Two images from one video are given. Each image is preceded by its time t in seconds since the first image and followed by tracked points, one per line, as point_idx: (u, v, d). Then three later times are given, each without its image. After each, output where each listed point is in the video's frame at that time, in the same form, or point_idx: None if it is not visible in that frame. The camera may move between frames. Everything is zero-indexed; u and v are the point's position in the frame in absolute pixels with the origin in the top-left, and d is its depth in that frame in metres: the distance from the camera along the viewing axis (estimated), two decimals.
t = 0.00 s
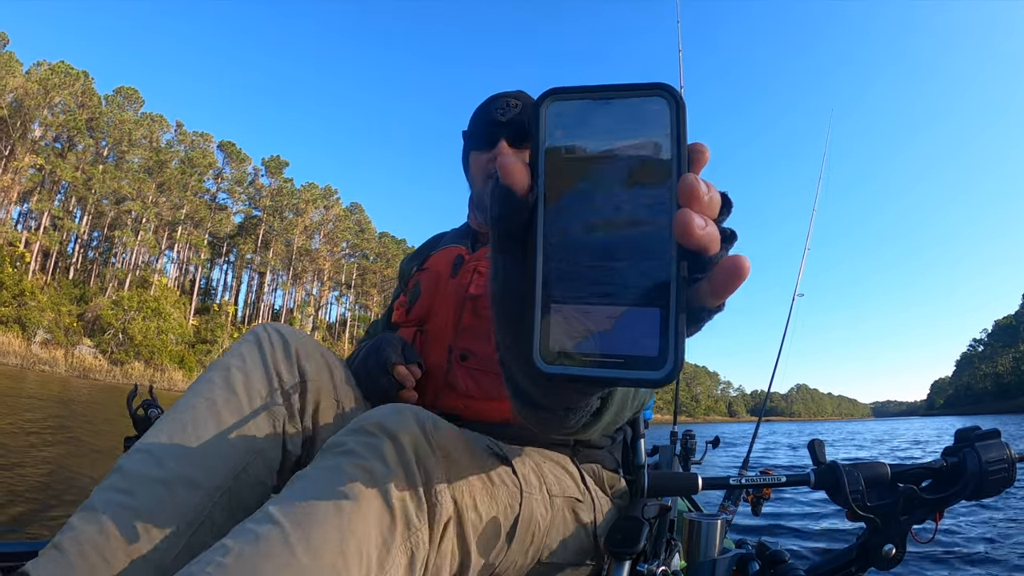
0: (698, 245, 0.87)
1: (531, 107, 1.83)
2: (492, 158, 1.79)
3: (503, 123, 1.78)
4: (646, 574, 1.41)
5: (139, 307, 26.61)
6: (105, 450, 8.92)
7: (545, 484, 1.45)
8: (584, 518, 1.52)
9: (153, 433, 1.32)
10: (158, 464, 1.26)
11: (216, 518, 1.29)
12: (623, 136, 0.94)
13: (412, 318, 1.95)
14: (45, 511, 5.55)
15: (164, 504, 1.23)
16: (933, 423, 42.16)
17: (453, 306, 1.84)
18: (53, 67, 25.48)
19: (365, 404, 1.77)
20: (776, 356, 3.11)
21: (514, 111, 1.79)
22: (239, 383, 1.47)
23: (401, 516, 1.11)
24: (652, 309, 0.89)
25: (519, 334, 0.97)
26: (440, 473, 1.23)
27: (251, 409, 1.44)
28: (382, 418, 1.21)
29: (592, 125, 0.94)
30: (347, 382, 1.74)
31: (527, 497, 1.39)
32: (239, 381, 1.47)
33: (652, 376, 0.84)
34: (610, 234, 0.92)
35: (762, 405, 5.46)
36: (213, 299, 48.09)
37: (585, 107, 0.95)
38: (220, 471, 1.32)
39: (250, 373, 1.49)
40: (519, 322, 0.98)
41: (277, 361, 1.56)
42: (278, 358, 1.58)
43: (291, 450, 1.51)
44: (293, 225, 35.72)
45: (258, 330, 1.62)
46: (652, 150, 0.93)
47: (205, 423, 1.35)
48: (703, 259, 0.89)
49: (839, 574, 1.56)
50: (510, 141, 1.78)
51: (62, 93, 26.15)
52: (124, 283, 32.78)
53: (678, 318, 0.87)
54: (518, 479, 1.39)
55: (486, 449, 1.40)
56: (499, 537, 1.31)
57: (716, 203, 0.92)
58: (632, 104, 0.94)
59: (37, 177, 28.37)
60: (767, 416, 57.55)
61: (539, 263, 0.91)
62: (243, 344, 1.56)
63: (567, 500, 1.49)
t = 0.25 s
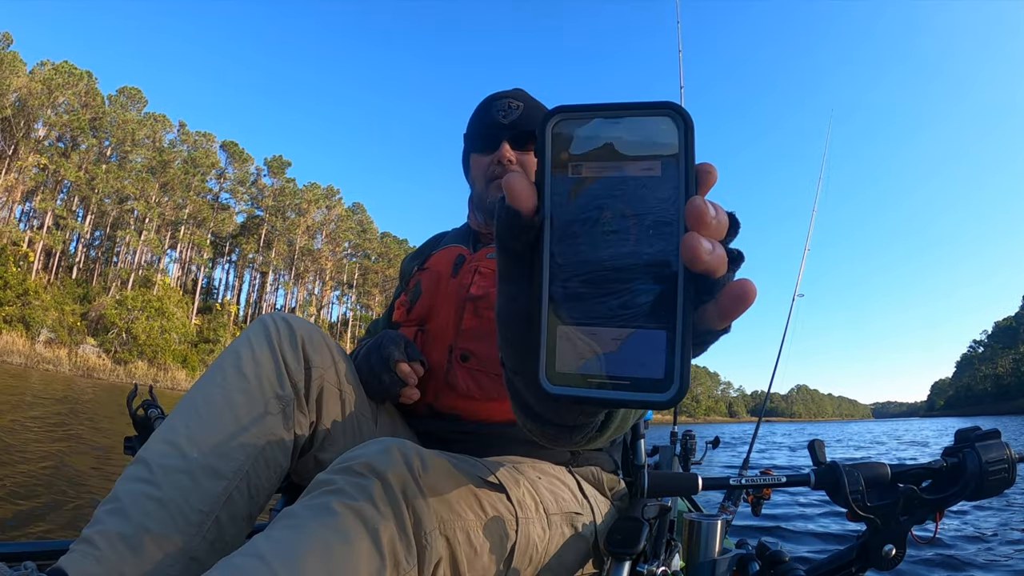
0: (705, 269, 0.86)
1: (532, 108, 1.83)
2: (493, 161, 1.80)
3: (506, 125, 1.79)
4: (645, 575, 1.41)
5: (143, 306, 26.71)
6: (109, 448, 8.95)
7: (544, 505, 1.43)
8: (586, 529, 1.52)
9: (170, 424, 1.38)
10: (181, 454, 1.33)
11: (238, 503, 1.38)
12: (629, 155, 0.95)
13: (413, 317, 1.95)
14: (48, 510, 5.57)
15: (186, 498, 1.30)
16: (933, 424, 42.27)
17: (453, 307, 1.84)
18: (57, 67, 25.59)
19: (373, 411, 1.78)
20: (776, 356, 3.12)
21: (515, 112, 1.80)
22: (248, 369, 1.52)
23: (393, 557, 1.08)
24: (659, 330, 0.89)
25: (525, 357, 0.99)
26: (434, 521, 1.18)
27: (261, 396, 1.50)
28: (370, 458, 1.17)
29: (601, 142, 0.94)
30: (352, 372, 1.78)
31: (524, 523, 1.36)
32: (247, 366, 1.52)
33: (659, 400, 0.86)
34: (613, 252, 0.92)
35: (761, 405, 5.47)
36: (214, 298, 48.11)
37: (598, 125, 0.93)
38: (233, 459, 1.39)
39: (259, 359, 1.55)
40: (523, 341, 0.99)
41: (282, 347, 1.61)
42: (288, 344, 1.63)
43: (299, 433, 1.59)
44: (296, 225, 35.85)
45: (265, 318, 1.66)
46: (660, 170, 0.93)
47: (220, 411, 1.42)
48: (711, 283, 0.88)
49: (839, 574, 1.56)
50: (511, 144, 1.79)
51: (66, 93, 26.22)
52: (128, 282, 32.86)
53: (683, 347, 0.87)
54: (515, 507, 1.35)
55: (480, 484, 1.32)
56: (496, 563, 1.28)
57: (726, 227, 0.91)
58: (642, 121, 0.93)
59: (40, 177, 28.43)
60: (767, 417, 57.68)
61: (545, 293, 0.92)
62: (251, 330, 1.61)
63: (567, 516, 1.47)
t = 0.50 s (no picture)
0: (689, 260, 0.86)
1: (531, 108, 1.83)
2: (491, 161, 1.81)
3: (504, 126, 1.79)
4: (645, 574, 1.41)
5: (147, 306, 26.75)
6: (113, 447, 8.98)
7: (541, 506, 1.42)
8: (583, 529, 1.51)
9: (173, 423, 1.37)
10: (185, 453, 1.33)
11: (242, 503, 1.38)
12: (610, 148, 0.94)
13: (412, 317, 1.95)
14: (51, 508, 5.58)
15: (190, 496, 1.30)
16: (933, 424, 42.36)
17: (451, 308, 1.84)
18: (60, 68, 25.67)
19: (374, 412, 1.78)
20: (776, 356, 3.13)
21: (514, 112, 1.80)
22: (250, 367, 1.52)
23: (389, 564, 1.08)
24: (644, 323, 0.89)
25: (513, 356, 0.99)
26: (430, 532, 1.18)
27: (262, 396, 1.50)
28: (366, 464, 1.18)
29: (584, 135, 0.94)
30: (353, 370, 1.79)
31: (522, 524, 1.36)
32: (248, 365, 1.52)
33: (646, 396, 0.86)
34: (594, 246, 0.92)
35: (762, 405, 5.47)
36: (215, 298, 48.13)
37: (578, 117, 0.94)
38: (237, 457, 1.39)
39: (260, 358, 1.54)
40: (508, 340, 1.00)
41: (282, 345, 1.61)
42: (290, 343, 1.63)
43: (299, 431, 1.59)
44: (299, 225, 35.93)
45: (265, 317, 1.65)
46: (645, 160, 0.93)
47: (222, 411, 1.42)
48: (695, 275, 0.89)
49: (841, 573, 1.56)
50: (509, 145, 1.78)
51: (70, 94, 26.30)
52: (131, 282, 32.89)
53: (669, 339, 0.87)
54: (512, 510, 1.35)
55: (476, 490, 1.32)
56: (493, 566, 1.28)
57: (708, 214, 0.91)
58: (624, 112, 0.93)
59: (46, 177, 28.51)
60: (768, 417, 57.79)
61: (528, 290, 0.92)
62: (251, 329, 1.61)
63: (564, 517, 1.47)
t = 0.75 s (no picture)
0: (686, 269, 0.87)
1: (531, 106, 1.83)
2: (491, 162, 1.80)
3: (504, 127, 1.80)
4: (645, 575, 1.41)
5: (151, 307, 26.79)
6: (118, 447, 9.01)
7: (541, 509, 1.43)
8: (582, 531, 1.51)
9: (171, 424, 1.37)
10: (185, 455, 1.33)
11: (241, 502, 1.38)
12: (609, 151, 0.94)
13: (411, 318, 1.95)
14: (55, 508, 5.60)
15: (191, 498, 1.30)
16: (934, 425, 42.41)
17: (451, 308, 1.84)
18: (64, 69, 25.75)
19: (375, 412, 1.79)
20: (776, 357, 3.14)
21: (513, 113, 1.81)
22: (248, 369, 1.52)
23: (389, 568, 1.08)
24: (639, 330, 0.90)
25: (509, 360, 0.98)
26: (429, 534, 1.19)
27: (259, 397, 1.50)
28: (365, 468, 1.19)
29: (581, 136, 0.94)
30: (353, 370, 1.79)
31: (522, 527, 1.36)
32: (245, 366, 1.52)
33: (641, 404, 0.86)
34: (592, 252, 0.92)
35: (763, 406, 5.47)
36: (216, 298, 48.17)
37: (575, 121, 0.93)
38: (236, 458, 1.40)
39: (258, 359, 1.54)
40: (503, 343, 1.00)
41: (281, 348, 1.61)
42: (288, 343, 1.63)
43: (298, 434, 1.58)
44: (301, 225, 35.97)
45: (263, 319, 1.65)
46: (641, 166, 0.93)
47: (220, 413, 1.42)
48: (693, 284, 0.90)
49: (839, 573, 1.56)
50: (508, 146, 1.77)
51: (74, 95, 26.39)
52: (135, 282, 32.93)
53: (667, 345, 0.88)
54: (512, 513, 1.35)
55: (478, 493, 1.32)
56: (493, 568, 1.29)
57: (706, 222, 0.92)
58: (622, 119, 0.93)
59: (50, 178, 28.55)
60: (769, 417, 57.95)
61: (522, 289, 0.92)
62: (250, 332, 1.61)
63: (564, 519, 1.47)
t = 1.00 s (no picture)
0: (679, 266, 0.86)
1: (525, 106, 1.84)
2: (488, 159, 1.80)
3: (504, 125, 1.81)
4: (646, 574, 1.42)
5: (155, 307, 26.83)
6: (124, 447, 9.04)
7: (541, 511, 1.42)
8: (582, 531, 1.51)
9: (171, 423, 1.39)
10: (183, 456, 1.33)
11: (239, 502, 1.38)
12: (600, 145, 0.94)
13: (410, 317, 1.95)
14: (59, 508, 5.61)
15: (190, 497, 1.31)
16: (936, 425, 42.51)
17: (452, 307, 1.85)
18: (68, 70, 25.89)
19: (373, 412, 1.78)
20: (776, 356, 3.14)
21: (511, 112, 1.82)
22: (246, 372, 1.52)
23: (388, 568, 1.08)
24: (631, 328, 0.89)
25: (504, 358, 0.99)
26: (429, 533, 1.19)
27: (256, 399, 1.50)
28: (363, 471, 1.20)
29: (576, 130, 0.93)
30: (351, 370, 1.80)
31: (521, 530, 1.36)
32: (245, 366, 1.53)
33: (633, 400, 0.86)
34: (582, 249, 0.92)
35: (763, 406, 5.48)
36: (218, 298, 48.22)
37: (571, 114, 0.93)
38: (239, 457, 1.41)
39: (255, 360, 1.55)
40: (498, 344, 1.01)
41: (280, 347, 1.61)
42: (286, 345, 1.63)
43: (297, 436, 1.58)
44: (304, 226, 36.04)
45: (262, 320, 1.65)
46: (634, 160, 0.92)
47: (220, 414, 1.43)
48: (685, 279, 0.90)
49: (840, 573, 1.56)
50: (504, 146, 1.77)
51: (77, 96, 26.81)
52: (139, 283, 32.94)
53: (657, 340, 0.87)
54: (512, 514, 1.35)
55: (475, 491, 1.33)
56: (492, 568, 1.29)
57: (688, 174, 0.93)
58: (614, 113, 0.92)
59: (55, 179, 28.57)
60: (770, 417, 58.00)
61: (514, 285, 0.93)
62: (249, 332, 1.60)
63: (564, 520, 1.47)
